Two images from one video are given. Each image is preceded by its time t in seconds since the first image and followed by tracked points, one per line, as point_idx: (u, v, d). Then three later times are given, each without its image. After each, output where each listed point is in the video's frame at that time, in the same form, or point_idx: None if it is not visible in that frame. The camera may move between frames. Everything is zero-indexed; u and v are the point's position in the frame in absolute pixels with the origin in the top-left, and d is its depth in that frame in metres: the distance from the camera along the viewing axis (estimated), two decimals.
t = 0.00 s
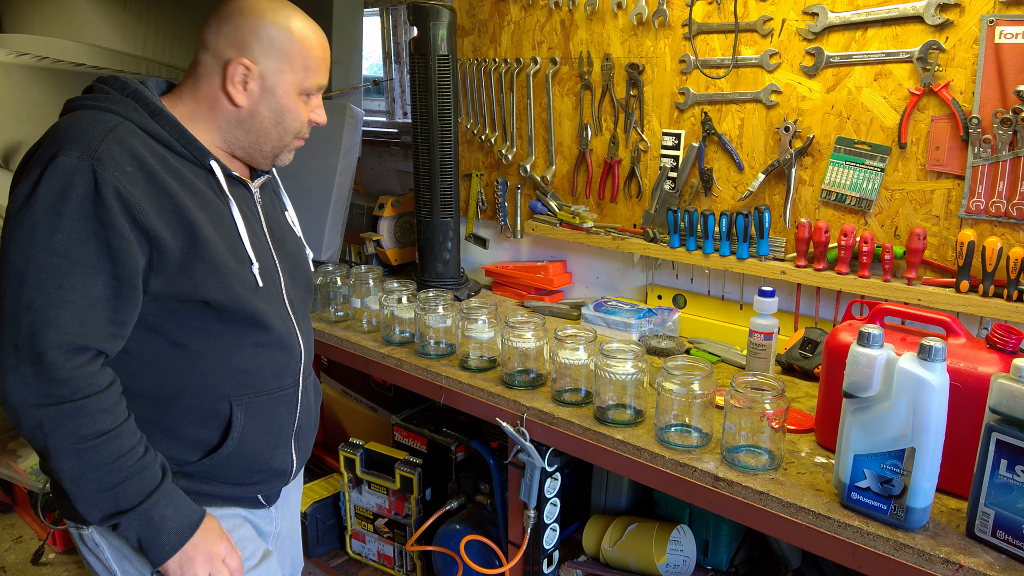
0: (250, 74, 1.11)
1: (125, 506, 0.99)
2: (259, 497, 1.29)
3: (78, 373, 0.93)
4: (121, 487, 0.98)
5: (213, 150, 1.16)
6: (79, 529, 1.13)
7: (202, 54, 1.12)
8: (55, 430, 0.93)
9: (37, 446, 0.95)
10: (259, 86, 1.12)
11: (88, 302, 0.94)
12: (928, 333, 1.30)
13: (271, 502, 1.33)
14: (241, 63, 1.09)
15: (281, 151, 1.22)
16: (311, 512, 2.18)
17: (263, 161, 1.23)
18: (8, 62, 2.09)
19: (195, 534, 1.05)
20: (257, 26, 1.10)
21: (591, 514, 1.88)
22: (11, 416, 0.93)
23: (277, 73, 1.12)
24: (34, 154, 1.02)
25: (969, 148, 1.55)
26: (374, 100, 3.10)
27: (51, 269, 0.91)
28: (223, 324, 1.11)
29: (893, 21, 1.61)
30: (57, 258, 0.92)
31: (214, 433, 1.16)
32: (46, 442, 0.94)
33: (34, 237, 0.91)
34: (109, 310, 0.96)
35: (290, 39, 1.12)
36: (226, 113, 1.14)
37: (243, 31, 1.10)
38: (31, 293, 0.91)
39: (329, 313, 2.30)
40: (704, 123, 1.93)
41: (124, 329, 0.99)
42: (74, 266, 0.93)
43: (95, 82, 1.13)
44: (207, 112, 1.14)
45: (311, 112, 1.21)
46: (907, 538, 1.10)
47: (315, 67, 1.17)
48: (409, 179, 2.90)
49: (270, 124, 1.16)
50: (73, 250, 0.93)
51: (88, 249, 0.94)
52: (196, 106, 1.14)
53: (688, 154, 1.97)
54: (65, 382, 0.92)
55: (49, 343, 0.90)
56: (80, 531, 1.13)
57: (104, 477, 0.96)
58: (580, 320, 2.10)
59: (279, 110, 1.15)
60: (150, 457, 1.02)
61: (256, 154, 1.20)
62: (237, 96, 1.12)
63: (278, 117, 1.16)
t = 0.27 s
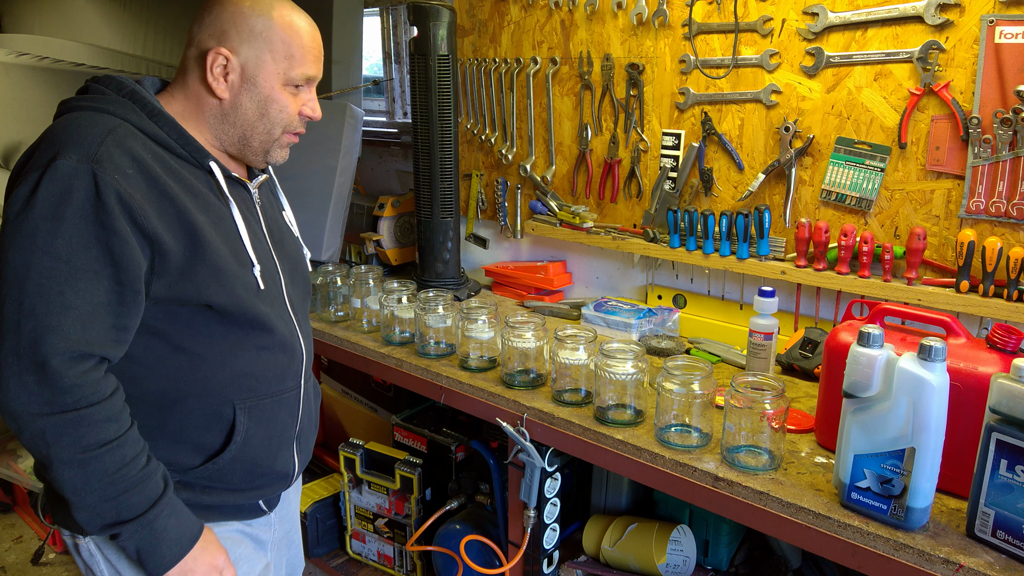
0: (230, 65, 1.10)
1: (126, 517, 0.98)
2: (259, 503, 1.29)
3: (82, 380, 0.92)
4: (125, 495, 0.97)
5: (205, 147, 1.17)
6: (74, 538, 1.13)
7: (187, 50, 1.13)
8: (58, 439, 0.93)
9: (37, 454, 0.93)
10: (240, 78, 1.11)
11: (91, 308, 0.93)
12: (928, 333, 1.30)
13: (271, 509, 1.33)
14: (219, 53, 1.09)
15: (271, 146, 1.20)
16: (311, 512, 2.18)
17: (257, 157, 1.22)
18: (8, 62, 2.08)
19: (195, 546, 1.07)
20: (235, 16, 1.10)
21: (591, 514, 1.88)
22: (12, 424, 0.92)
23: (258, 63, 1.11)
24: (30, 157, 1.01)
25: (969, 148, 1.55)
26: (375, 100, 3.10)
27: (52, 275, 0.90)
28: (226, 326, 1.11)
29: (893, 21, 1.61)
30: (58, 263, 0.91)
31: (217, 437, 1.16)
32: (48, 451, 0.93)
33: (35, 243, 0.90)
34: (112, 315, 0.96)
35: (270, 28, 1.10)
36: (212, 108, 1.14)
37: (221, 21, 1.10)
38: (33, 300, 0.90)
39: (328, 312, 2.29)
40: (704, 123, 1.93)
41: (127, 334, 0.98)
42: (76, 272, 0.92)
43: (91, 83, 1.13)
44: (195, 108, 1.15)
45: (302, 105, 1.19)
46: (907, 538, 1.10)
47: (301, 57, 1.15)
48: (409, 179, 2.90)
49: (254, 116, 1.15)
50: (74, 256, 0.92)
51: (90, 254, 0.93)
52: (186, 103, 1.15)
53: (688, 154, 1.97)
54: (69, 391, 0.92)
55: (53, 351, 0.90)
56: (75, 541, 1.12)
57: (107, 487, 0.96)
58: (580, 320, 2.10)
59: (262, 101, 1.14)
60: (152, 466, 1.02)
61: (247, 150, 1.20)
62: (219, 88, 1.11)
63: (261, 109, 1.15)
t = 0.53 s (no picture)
0: (228, 67, 1.09)
1: (123, 537, 0.96)
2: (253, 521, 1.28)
3: (80, 396, 0.91)
4: (123, 513, 0.96)
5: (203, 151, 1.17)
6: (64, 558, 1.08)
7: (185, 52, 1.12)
8: (55, 457, 0.91)
9: (32, 475, 0.91)
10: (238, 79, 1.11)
11: (89, 320, 0.91)
12: (927, 333, 1.30)
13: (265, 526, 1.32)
14: (216, 54, 1.08)
15: (270, 151, 1.20)
16: (311, 512, 2.18)
17: (257, 163, 1.22)
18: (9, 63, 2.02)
19: (189, 569, 1.04)
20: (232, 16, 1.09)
21: (591, 514, 1.88)
22: (7, 444, 0.90)
23: (257, 65, 1.11)
24: (24, 161, 0.99)
25: (969, 148, 1.55)
26: (375, 100, 3.10)
27: (49, 287, 0.89)
28: (225, 339, 1.11)
29: (893, 21, 1.61)
30: (56, 274, 0.89)
31: (213, 453, 1.16)
32: (44, 470, 0.91)
33: (31, 253, 0.88)
34: (110, 328, 0.94)
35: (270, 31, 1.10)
36: (210, 111, 1.14)
37: (218, 22, 1.09)
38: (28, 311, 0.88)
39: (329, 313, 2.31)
40: (704, 123, 1.93)
41: (125, 347, 0.97)
42: (74, 283, 0.90)
43: (84, 85, 1.11)
44: (193, 112, 1.15)
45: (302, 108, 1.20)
46: (907, 538, 1.10)
47: (302, 60, 1.14)
48: (409, 179, 2.90)
49: (252, 118, 1.14)
50: (73, 266, 0.90)
51: (87, 265, 0.91)
52: (185, 106, 1.15)
53: (688, 154, 1.97)
54: (66, 408, 0.90)
55: (50, 366, 0.88)
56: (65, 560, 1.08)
57: (104, 506, 0.94)
58: (580, 320, 2.10)
59: (261, 104, 1.13)
60: (150, 486, 1.00)
61: (246, 155, 1.19)
62: (216, 90, 1.11)
63: (260, 112, 1.14)
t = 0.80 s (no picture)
0: (194, 63, 1.03)
1: None
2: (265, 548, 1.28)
3: (62, 448, 0.91)
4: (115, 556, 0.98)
5: (174, 159, 1.10)
6: None
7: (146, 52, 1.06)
8: (42, 515, 0.92)
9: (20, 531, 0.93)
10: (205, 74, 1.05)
11: (67, 360, 0.90)
12: (928, 333, 1.30)
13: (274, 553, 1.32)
14: (180, 50, 1.02)
15: (247, 153, 1.15)
16: (311, 512, 2.18)
17: (234, 167, 1.17)
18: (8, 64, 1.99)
19: None
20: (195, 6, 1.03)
21: (591, 514, 1.88)
22: None
23: (226, 58, 1.05)
24: None
25: (969, 148, 1.55)
26: (375, 100, 3.10)
27: (20, 331, 0.88)
28: (221, 362, 1.08)
29: (893, 21, 1.61)
30: (23, 316, 0.88)
31: (221, 480, 1.15)
32: (32, 529, 0.93)
33: None
34: (89, 368, 0.93)
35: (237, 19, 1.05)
36: (178, 112, 1.07)
37: (181, 15, 1.03)
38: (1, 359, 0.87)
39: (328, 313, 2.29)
40: (704, 123, 1.93)
41: (109, 386, 0.95)
42: (45, 324, 0.89)
43: (38, 97, 1.07)
44: (159, 116, 1.08)
45: (277, 104, 1.14)
46: (907, 538, 1.10)
47: (275, 52, 1.10)
48: (409, 179, 2.90)
49: (225, 118, 1.09)
50: (40, 304, 0.89)
51: (56, 301, 0.90)
52: (148, 110, 1.08)
53: (688, 155, 1.97)
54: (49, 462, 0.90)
55: (25, 418, 0.88)
56: None
57: (95, 562, 0.97)
58: (580, 320, 2.10)
59: (234, 102, 1.08)
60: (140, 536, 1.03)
61: (223, 160, 1.14)
62: (184, 89, 1.05)
63: (231, 110, 1.08)
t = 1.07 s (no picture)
0: (156, 67, 1.00)
1: None
2: None
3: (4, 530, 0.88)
4: None
5: (139, 175, 1.06)
6: None
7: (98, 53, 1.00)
8: None
9: None
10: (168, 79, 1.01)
11: (18, 425, 0.86)
12: (927, 333, 1.30)
13: None
14: (141, 54, 0.98)
15: (217, 164, 1.13)
16: (311, 512, 2.18)
17: (199, 178, 1.14)
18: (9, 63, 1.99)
19: None
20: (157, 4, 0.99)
21: (591, 514, 1.88)
22: None
23: (192, 61, 1.02)
24: None
25: (969, 148, 1.55)
26: (375, 100, 3.10)
27: None
28: (207, 402, 1.07)
29: (893, 21, 1.61)
30: None
31: (216, 532, 1.15)
32: None
33: None
34: (45, 429, 0.89)
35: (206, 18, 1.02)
36: (139, 122, 1.03)
37: (136, 13, 0.98)
38: None
39: (328, 312, 2.28)
40: (704, 123, 1.93)
41: (58, 456, 0.91)
42: None
43: None
44: (117, 127, 1.02)
45: (247, 105, 1.13)
46: (907, 538, 1.10)
47: (244, 49, 1.08)
48: (409, 179, 2.90)
49: (192, 126, 1.06)
50: None
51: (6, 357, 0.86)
52: (103, 122, 1.02)
53: (688, 155, 1.97)
54: None
55: None
56: None
57: None
58: (580, 320, 2.10)
59: (203, 109, 1.06)
60: None
61: (190, 172, 1.11)
62: (145, 96, 1.00)
63: (199, 117, 1.06)
